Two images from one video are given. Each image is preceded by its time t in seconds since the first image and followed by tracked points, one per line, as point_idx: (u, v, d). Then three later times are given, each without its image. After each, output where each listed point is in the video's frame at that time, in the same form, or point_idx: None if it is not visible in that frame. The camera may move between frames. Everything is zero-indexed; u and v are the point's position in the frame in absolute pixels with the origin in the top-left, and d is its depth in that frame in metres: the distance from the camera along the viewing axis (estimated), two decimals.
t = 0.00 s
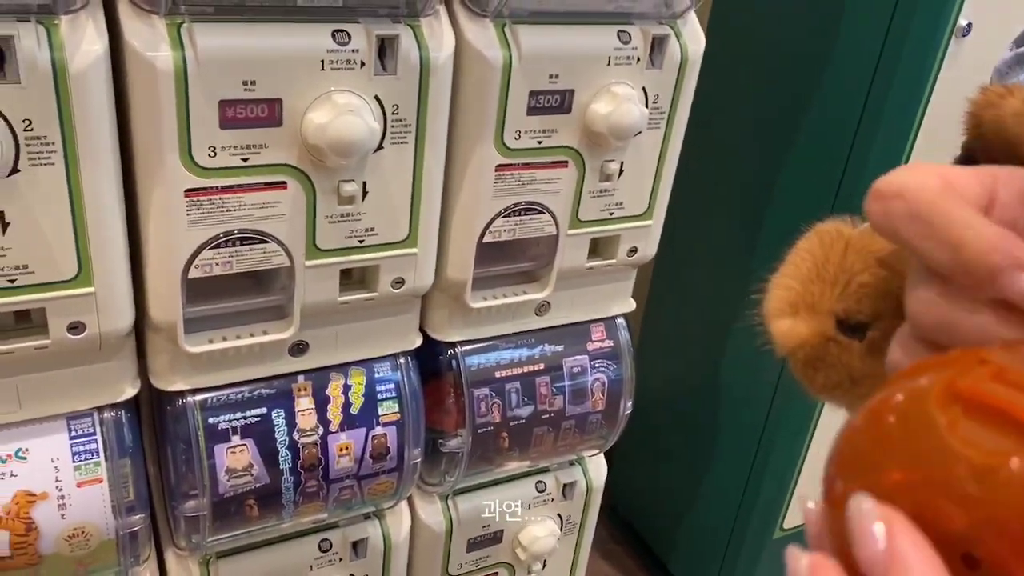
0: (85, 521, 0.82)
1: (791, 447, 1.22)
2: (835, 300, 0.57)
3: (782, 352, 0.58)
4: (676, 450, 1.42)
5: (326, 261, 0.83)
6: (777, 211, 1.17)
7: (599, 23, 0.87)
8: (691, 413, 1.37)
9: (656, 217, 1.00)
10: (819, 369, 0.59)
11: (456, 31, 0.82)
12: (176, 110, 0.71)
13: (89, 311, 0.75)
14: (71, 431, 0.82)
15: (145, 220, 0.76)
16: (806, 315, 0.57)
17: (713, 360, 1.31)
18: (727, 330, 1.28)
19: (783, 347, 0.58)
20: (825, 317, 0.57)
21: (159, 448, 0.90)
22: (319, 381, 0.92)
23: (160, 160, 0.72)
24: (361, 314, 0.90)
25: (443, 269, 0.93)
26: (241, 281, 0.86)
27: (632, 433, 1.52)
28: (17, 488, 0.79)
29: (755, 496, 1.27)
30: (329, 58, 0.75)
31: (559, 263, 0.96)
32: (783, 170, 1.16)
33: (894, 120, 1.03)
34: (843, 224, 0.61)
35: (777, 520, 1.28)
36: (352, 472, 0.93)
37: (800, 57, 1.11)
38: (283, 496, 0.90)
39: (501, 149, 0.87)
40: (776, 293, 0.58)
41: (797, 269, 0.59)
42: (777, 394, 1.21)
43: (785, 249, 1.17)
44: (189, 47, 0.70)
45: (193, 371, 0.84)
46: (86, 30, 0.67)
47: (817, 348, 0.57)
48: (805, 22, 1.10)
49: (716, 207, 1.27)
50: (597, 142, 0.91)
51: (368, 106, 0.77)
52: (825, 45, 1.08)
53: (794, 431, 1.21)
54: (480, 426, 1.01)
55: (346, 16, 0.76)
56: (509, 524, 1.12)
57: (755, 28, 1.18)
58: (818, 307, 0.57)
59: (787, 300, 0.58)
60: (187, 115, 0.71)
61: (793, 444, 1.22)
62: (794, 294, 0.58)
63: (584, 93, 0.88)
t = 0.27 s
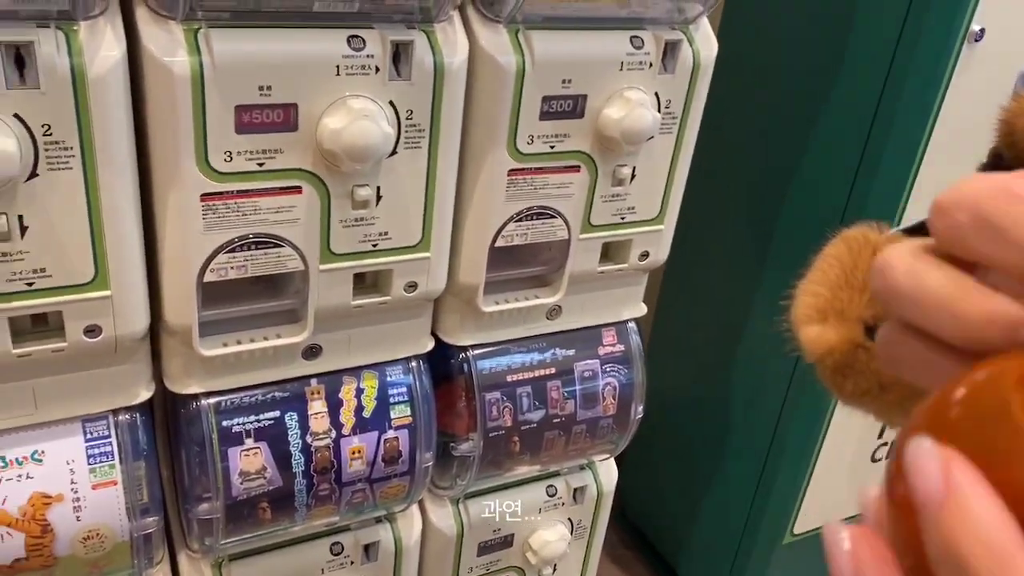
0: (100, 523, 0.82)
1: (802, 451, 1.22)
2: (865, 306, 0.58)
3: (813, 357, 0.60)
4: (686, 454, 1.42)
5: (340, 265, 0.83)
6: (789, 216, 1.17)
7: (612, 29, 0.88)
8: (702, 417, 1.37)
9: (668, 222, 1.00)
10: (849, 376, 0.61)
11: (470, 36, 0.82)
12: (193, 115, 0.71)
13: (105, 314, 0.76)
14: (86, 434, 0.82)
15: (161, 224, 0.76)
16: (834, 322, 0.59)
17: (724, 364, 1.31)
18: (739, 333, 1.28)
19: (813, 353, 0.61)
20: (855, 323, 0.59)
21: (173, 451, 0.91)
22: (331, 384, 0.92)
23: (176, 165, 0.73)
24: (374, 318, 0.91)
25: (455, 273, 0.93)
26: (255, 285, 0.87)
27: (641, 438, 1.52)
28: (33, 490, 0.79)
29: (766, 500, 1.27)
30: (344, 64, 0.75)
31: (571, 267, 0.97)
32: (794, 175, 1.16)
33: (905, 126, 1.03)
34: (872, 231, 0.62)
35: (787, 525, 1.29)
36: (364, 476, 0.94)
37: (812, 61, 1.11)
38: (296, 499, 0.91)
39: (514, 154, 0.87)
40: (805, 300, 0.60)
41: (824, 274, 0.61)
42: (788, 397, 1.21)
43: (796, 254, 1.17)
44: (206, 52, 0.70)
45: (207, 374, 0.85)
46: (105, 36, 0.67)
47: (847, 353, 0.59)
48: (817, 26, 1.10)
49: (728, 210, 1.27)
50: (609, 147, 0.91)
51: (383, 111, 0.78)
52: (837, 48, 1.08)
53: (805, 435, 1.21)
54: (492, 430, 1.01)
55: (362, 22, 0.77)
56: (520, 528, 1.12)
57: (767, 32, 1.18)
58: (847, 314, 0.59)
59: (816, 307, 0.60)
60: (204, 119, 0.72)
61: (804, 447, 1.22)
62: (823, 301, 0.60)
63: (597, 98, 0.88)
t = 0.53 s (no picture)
0: (108, 531, 0.82)
1: (813, 458, 1.21)
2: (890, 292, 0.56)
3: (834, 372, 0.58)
4: (696, 461, 1.41)
5: (349, 273, 0.83)
6: (800, 222, 1.17)
7: (622, 35, 0.87)
8: (711, 424, 1.37)
9: (678, 229, 1.00)
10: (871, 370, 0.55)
11: (480, 43, 0.82)
12: (203, 122, 0.71)
13: (114, 322, 0.76)
14: (95, 441, 0.82)
15: (170, 231, 0.76)
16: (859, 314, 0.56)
17: (734, 371, 1.31)
18: (749, 339, 1.27)
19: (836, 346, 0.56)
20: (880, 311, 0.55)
21: (181, 457, 0.91)
22: (341, 392, 0.92)
23: (186, 172, 0.73)
24: (383, 325, 0.90)
25: (465, 280, 0.93)
26: (264, 293, 0.87)
27: (651, 444, 1.52)
28: (42, 497, 0.79)
29: (776, 507, 1.26)
30: (354, 71, 0.75)
31: (581, 274, 0.96)
32: (805, 182, 1.15)
33: (917, 133, 1.03)
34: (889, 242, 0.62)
35: (797, 532, 1.28)
36: (373, 483, 0.93)
37: (823, 66, 1.11)
38: (304, 507, 0.90)
39: (524, 161, 0.87)
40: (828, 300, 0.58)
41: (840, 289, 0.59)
42: (799, 404, 1.20)
43: (807, 261, 1.17)
44: (216, 59, 0.70)
45: (216, 381, 0.85)
46: (115, 44, 0.67)
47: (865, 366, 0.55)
48: (828, 32, 1.10)
49: (738, 216, 1.27)
50: (620, 153, 0.90)
51: (393, 118, 0.78)
52: (848, 54, 1.07)
53: (816, 441, 1.20)
54: (501, 437, 1.01)
55: (372, 29, 0.77)
56: (528, 535, 1.11)
57: (778, 37, 1.17)
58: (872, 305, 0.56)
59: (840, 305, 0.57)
60: (214, 127, 0.72)
61: (815, 454, 1.21)
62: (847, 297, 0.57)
63: (607, 104, 0.88)
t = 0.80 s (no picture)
0: (112, 541, 0.82)
1: (820, 461, 1.21)
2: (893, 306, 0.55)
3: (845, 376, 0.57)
4: (702, 465, 1.41)
5: (352, 280, 0.83)
6: (804, 225, 1.16)
7: (624, 39, 0.87)
8: (717, 428, 1.36)
9: (682, 233, 0.99)
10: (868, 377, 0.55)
11: (481, 49, 0.82)
12: (203, 130, 0.71)
13: (117, 331, 0.75)
14: (99, 450, 0.82)
15: (172, 240, 0.76)
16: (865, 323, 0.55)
17: (739, 375, 1.30)
18: (754, 343, 1.27)
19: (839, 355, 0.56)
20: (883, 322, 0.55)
21: (185, 466, 0.90)
22: (344, 399, 0.92)
23: (188, 181, 0.73)
24: (386, 332, 0.90)
25: (468, 286, 0.92)
26: (267, 300, 0.86)
27: (656, 448, 1.51)
28: (45, 508, 0.79)
29: (782, 512, 1.26)
30: (355, 78, 0.75)
31: (584, 279, 0.96)
32: (810, 185, 1.15)
33: (921, 135, 1.02)
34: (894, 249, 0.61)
35: (804, 536, 1.27)
36: (377, 491, 0.93)
37: (826, 69, 1.10)
38: (309, 515, 0.90)
39: (526, 166, 0.86)
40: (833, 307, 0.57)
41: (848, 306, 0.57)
42: (805, 409, 1.19)
43: (811, 264, 1.16)
44: (216, 67, 0.70)
45: (219, 390, 0.84)
46: (115, 53, 0.67)
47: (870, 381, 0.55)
48: (830, 34, 1.09)
49: (742, 219, 1.26)
50: (622, 158, 0.90)
51: (394, 125, 0.77)
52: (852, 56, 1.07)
53: (822, 446, 1.19)
54: (505, 443, 1.00)
55: (372, 35, 0.76)
56: (534, 541, 1.11)
57: (781, 40, 1.17)
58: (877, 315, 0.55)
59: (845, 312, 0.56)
60: (214, 135, 0.72)
61: (822, 458, 1.20)
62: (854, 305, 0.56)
63: (609, 109, 0.87)
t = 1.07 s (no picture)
0: (108, 550, 0.81)
1: (820, 454, 1.20)
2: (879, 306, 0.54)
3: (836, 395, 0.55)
4: (702, 460, 1.40)
5: (343, 281, 0.82)
6: (797, 218, 1.16)
7: (612, 33, 0.86)
8: (715, 422, 1.36)
9: (675, 227, 0.99)
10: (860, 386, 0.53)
11: (468, 46, 0.81)
12: (188, 134, 0.70)
13: (106, 339, 0.75)
14: (92, 459, 0.81)
15: (160, 246, 0.75)
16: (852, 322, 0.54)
17: (737, 369, 1.30)
18: (750, 336, 1.26)
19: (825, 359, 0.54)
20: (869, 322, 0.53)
21: (180, 473, 0.90)
22: (339, 402, 0.91)
23: (174, 185, 0.72)
24: (380, 333, 0.90)
25: (461, 285, 0.92)
26: (258, 304, 0.86)
27: (656, 444, 1.51)
28: (39, 518, 0.78)
29: (783, 505, 1.25)
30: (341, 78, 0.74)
31: (578, 276, 0.95)
32: (802, 177, 1.14)
33: (913, 125, 1.02)
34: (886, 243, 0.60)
35: (806, 529, 1.27)
36: (374, 493, 0.92)
37: (816, 59, 1.10)
38: (306, 519, 0.90)
39: (517, 163, 0.86)
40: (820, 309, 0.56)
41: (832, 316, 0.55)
42: (803, 401, 1.19)
43: (806, 257, 1.16)
44: (199, 70, 0.69)
45: (212, 396, 0.84)
46: (96, 59, 0.66)
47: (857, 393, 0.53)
48: (820, 25, 1.09)
49: (736, 212, 1.26)
50: (613, 153, 0.90)
51: (381, 124, 0.77)
52: (841, 46, 1.06)
53: (821, 438, 1.19)
54: (503, 443, 0.99)
55: (357, 35, 0.76)
56: (534, 540, 1.11)
57: (770, 31, 1.16)
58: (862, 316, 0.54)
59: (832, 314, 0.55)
60: (200, 139, 0.71)
61: (821, 451, 1.20)
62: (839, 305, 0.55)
63: (599, 104, 0.87)
